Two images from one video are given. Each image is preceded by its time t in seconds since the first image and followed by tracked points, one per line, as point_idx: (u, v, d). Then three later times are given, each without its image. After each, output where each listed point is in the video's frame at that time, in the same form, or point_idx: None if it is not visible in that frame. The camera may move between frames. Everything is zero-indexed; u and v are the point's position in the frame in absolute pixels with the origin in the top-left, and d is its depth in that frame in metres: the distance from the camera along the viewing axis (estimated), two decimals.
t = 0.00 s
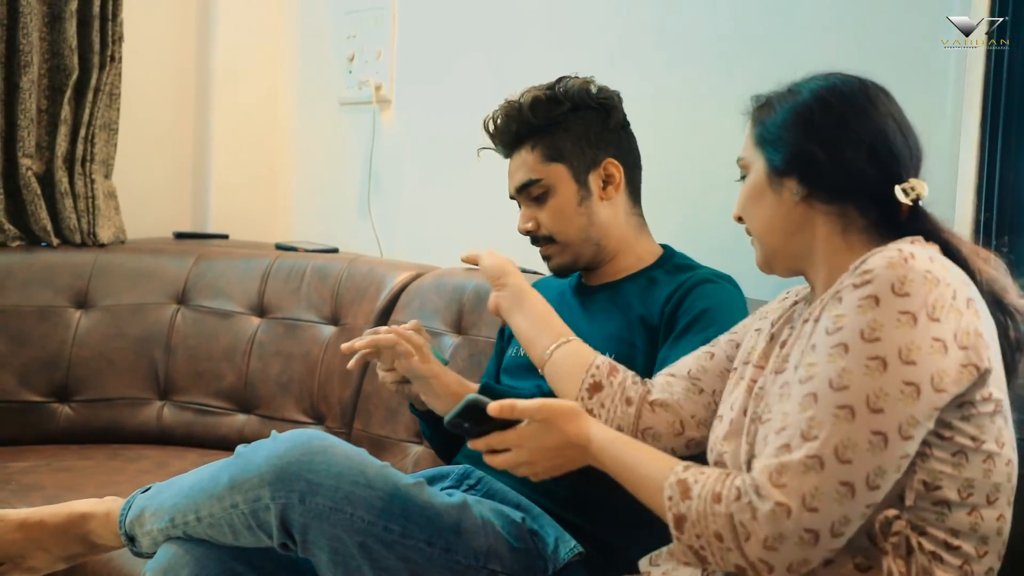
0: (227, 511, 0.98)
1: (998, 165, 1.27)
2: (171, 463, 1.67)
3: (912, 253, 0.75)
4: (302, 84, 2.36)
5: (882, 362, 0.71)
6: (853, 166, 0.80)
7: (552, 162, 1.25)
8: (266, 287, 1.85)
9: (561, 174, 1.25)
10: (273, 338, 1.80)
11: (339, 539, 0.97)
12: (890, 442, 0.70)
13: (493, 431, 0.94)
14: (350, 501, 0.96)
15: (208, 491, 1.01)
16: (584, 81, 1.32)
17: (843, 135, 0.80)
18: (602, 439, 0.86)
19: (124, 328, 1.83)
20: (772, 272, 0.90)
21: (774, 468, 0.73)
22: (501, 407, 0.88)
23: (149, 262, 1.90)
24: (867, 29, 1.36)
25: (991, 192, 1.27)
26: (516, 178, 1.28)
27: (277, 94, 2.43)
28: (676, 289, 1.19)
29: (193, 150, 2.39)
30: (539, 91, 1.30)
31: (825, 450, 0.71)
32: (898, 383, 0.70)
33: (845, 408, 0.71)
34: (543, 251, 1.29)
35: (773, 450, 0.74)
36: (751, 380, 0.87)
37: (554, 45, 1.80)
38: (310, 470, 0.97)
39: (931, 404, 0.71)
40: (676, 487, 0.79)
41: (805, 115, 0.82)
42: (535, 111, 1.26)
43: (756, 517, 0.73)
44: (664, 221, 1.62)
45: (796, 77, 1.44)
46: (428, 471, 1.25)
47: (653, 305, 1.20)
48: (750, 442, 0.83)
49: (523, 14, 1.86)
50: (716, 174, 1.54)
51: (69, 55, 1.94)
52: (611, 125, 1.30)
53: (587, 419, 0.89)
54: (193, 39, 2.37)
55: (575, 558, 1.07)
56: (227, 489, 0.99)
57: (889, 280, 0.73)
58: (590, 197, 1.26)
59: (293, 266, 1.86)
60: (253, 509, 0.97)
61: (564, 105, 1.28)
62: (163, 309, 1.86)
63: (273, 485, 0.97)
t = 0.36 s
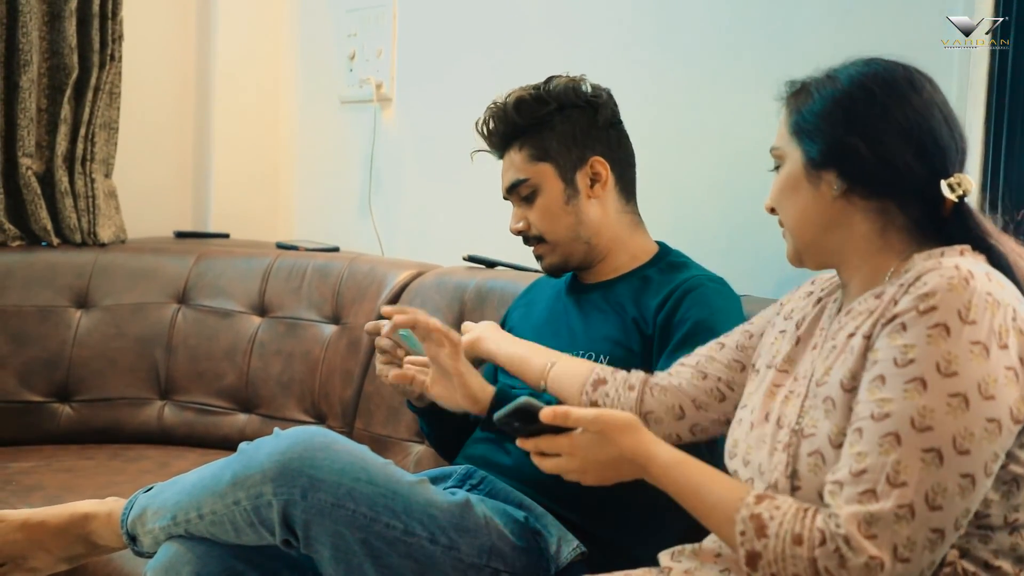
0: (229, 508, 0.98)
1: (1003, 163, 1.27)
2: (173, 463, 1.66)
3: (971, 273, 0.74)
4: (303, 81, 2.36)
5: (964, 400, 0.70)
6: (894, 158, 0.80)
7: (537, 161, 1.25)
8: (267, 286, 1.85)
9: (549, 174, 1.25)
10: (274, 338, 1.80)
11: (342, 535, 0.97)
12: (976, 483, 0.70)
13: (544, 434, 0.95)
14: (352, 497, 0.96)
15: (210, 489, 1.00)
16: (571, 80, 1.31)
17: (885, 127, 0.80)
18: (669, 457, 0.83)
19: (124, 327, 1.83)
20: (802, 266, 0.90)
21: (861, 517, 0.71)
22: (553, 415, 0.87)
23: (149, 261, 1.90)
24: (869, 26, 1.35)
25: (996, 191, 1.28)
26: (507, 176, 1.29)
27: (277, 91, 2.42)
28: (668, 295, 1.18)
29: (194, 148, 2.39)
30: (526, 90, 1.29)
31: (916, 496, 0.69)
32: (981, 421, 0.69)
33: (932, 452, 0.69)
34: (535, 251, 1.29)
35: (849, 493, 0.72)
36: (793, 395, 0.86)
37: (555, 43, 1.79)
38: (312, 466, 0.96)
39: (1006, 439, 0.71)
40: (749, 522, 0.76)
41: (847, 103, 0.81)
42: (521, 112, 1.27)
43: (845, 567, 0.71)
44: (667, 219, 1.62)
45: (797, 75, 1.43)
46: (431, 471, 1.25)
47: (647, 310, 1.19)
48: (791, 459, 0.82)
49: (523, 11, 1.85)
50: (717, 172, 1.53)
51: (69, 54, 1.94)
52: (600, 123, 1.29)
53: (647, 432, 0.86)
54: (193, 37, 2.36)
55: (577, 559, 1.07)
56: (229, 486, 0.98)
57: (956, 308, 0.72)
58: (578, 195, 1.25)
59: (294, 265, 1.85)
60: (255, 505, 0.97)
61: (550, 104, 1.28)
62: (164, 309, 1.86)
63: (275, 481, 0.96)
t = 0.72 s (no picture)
0: (240, 498, 0.97)
1: (1004, 161, 1.26)
2: (171, 463, 1.66)
3: (948, 262, 0.74)
4: (303, 77, 2.35)
5: (946, 390, 0.69)
6: (887, 149, 0.79)
7: (525, 148, 1.24)
8: (266, 284, 1.84)
9: (536, 161, 1.24)
10: (273, 336, 1.79)
11: (353, 526, 0.96)
12: (961, 472, 0.69)
13: (533, 422, 0.91)
14: (366, 486, 0.95)
15: (221, 480, 0.99)
16: (566, 71, 1.31)
17: (879, 118, 0.79)
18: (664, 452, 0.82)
19: (123, 326, 1.82)
20: (798, 256, 0.89)
21: (850, 511, 0.70)
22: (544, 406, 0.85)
23: (148, 260, 1.89)
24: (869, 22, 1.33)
25: (996, 192, 1.26)
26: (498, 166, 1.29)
27: (277, 88, 2.41)
28: (653, 275, 1.19)
29: (193, 146, 2.38)
30: (522, 80, 1.29)
31: (902, 489, 0.69)
32: (965, 410, 0.69)
33: (916, 443, 0.69)
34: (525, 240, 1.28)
35: (837, 487, 0.71)
36: (782, 379, 0.85)
37: (554, 39, 1.78)
38: (326, 454, 0.96)
39: (988, 426, 0.70)
40: (744, 518, 0.75)
41: (840, 96, 0.81)
42: (515, 100, 1.27)
43: (839, 563, 0.70)
44: (666, 215, 1.61)
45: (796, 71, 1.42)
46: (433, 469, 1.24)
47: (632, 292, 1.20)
48: (775, 446, 0.82)
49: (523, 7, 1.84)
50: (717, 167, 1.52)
51: (67, 51, 1.93)
52: (591, 113, 1.28)
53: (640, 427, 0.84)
54: (192, 35, 2.36)
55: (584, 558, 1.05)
56: (241, 476, 0.97)
57: (933, 298, 0.72)
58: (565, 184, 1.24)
59: (293, 263, 1.85)
60: (268, 494, 0.96)
61: (543, 93, 1.28)
62: (163, 307, 1.85)
63: (289, 468, 0.95)
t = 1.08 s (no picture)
0: (224, 507, 0.97)
1: (1005, 162, 1.25)
2: (172, 463, 1.65)
3: (970, 270, 0.76)
4: (301, 76, 2.34)
5: (1012, 399, 0.71)
6: (878, 157, 0.80)
7: (518, 143, 1.24)
8: (264, 284, 1.83)
9: (530, 158, 1.24)
10: (272, 335, 1.78)
11: (336, 534, 0.96)
12: None
13: (552, 513, 0.82)
14: (348, 494, 0.95)
15: (205, 487, 0.99)
16: (555, 66, 1.31)
17: (870, 126, 0.80)
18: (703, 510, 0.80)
19: (122, 326, 1.82)
20: (775, 257, 0.90)
21: (952, 539, 0.70)
22: (581, 496, 0.78)
23: (147, 259, 1.89)
24: (869, 19, 1.32)
25: (999, 194, 1.25)
26: (486, 160, 1.28)
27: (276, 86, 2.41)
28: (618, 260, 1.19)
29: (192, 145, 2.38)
30: (510, 74, 1.30)
31: (993, 507, 0.70)
32: None
33: (999, 458, 0.70)
34: (512, 235, 1.27)
35: (925, 516, 0.71)
36: (791, 396, 0.86)
37: (553, 36, 1.78)
38: (306, 462, 0.95)
39: None
40: (826, 568, 0.74)
41: (831, 100, 0.81)
42: (505, 93, 1.27)
43: None
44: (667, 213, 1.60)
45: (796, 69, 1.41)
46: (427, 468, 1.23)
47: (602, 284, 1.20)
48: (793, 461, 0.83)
49: (522, 5, 1.83)
50: (717, 166, 1.51)
51: (64, 50, 1.93)
52: (581, 108, 1.29)
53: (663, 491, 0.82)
54: (191, 33, 2.35)
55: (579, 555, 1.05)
56: (223, 485, 0.97)
57: (971, 309, 0.74)
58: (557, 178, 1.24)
59: (292, 262, 1.84)
60: (250, 504, 0.95)
61: (533, 85, 1.28)
62: (162, 307, 1.84)
63: (270, 478, 0.95)
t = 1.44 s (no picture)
0: (218, 502, 0.96)
1: (1010, 160, 1.23)
2: (169, 464, 1.64)
3: (983, 284, 0.73)
4: (301, 75, 2.33)
5: (988, 419, 0.67)
6: (918, 161, 0.78)
7: (536, 154, 1.22)
8: (265, 284, 1.82)
9: (548, 167, 1.22)
10: (272, 335, 1.78)
11: (332, 525, 0.95)
12: (1001, 504, 0.68)
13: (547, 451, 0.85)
14: (344, 484, 0.94)
15: (200, 484, 0.98)
16: (563, 70, 1.29)
17: (913, 130, 0.77)
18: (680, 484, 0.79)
19: (121, 327, 1.81)
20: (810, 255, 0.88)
21: (891, 544, 0.68)
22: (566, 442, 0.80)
23: (146, 259, 1.88)
24: (873, 18, 1.31)
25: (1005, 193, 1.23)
26: (498, 174, 1.25)
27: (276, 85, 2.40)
28: (656, 279, 1.17)
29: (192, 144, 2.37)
30: (516, 83, 1.27)
31: (944, 523, 0.67)
32: (1007, 441, 0.67)
33: (959, 476, 0.67)
34: (532, 247, 1.25)
35: (874, 520, 0.70)
36: (803, 400, 0.86)
37: (554, 36, 1.77)
38: (303, 452, 0.94)
39: None
40: (770, 552, 0.74)
41: (876, 101, 0.79)
42: (516, 102, 1.24)
43: None
44: (670, 214, 1.59)
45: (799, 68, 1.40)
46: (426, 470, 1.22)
47: (636, 299, 1.18)
48: (796, 465, 0.83)
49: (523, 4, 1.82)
50: (719, 166, 1.50)
51: (63, 49, 1.92)
52: (594, 113, 1.28)
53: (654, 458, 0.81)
54: (191, 33, 2.34)
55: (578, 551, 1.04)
56: (218, 479, 0.96)
57: (971, 323, 0.70)
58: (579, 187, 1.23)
59: (292, 262, 1.83)
60: (245, 496, 0.94)
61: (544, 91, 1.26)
62: (161, 307, 1.84)
63: (265, 469, 0.94)
